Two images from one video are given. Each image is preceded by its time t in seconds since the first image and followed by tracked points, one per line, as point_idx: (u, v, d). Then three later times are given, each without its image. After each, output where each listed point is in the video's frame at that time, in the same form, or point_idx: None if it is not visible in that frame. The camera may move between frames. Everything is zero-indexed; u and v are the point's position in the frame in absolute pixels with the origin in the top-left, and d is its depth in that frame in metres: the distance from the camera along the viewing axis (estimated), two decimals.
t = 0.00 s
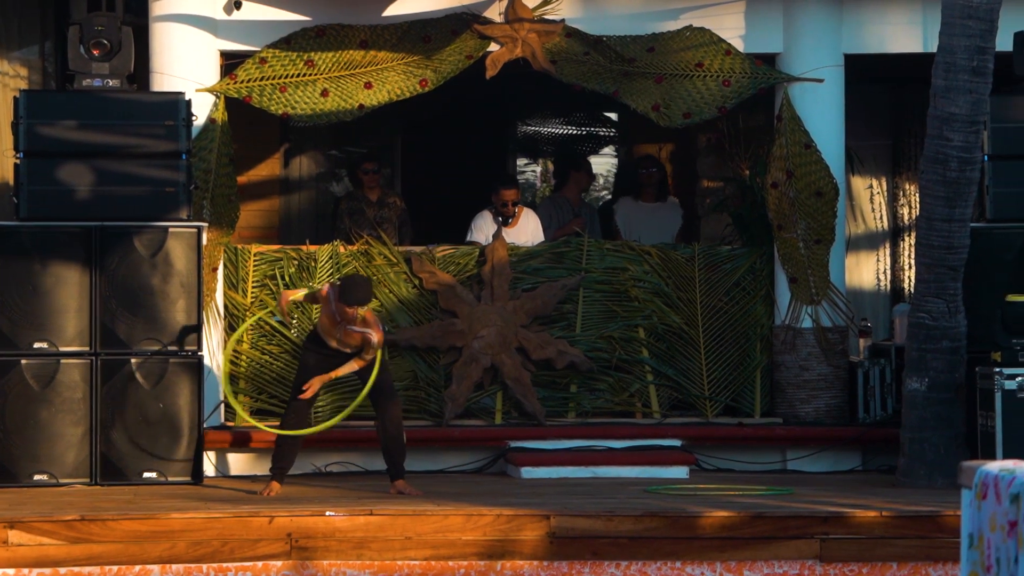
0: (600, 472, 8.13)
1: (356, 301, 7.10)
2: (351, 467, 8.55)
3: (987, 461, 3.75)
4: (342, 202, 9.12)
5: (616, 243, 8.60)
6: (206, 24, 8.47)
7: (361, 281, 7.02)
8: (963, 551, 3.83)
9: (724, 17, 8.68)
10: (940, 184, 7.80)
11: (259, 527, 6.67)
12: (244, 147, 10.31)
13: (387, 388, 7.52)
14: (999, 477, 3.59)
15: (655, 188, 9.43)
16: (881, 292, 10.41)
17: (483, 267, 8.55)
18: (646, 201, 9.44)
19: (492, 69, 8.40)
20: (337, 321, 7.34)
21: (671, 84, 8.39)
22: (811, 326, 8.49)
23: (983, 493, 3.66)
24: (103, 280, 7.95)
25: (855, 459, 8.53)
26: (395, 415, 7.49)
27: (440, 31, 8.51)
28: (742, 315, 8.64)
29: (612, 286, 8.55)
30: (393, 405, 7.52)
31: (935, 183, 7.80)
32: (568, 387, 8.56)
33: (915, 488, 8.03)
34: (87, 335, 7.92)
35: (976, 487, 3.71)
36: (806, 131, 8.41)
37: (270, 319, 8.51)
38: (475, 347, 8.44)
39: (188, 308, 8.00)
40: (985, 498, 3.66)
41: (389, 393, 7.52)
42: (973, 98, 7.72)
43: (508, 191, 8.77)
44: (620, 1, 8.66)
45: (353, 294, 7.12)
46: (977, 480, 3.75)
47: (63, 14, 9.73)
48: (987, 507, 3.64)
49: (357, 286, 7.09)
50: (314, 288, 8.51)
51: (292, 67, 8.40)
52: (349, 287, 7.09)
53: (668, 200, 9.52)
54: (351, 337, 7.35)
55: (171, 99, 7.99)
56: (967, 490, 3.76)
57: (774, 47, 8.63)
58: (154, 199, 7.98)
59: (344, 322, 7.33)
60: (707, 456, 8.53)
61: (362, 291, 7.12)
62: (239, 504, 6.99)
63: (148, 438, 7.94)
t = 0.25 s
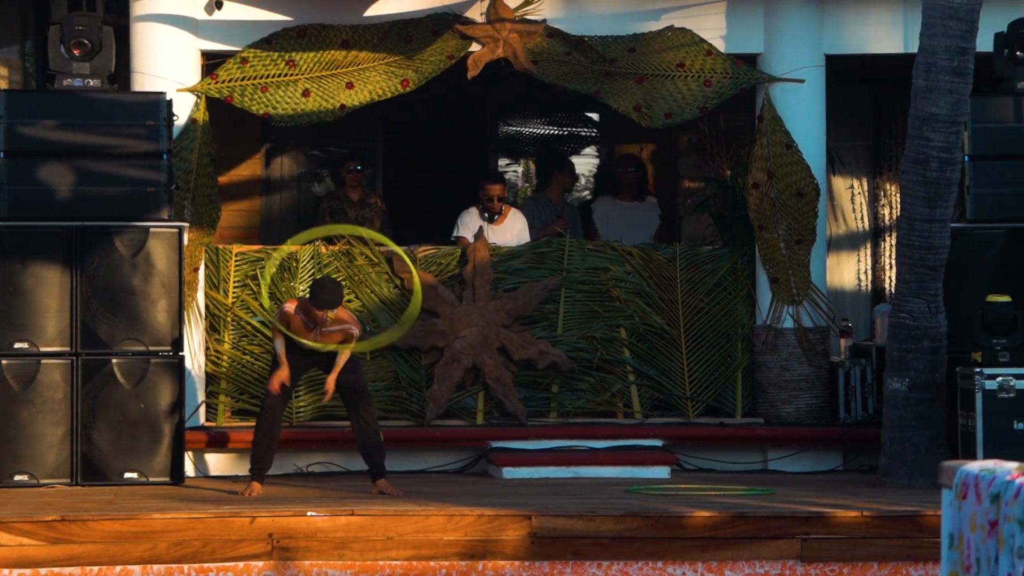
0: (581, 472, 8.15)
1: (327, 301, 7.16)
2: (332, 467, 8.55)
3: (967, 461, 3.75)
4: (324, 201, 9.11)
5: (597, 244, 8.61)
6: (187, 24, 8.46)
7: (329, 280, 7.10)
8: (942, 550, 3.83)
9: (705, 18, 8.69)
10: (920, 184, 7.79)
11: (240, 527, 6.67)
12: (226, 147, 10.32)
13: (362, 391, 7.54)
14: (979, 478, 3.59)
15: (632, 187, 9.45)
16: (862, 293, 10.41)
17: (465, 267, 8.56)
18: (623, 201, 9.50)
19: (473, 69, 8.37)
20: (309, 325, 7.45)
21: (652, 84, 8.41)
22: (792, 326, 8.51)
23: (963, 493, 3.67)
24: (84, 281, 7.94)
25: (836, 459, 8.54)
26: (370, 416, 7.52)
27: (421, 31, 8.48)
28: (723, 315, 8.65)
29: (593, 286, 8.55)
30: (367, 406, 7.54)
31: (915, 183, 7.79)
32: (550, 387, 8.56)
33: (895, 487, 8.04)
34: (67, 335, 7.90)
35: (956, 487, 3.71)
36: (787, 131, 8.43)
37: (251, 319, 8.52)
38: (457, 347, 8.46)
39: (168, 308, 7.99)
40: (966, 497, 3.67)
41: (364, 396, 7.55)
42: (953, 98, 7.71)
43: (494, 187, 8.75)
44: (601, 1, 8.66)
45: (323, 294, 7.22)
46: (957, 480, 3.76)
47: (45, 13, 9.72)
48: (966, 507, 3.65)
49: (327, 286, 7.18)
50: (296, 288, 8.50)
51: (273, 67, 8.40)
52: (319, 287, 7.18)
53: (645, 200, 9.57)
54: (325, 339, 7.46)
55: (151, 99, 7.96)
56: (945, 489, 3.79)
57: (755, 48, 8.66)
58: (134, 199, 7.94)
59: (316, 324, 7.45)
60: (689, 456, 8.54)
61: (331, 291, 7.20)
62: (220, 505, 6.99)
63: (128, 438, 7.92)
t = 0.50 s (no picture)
0: (559, 472, 8.13)
1: (310, 300, 7.08)
2: (309, 467, 8.52)
3: (945, 459, 3.57)
4: (301, 202, 9.11)
5: (574, 244, 8.62)
6: (162, 24, 8.46)
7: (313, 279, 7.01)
8: (918, 550, 3.67)
9: (681, 18, 8.71)
10: (896, 185, 7.77)
11: (216, 527, 6.66)
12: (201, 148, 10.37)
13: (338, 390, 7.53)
14: (956, 476, 3.44)
15: (603, 188, 9.55)
16: (838, 293, 10.46)
17: (441, 268, 8.56)
18: (596, 201, 9.56)
19: (449, 69, 8.31)
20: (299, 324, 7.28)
21: (629, 84, 8.42)
22: (768, 325, 8.53)
23: (938, 492, 3.51)
24: (59, 281, 7.90)
25: (812, 458, 8.55)
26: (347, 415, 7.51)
27: (398, 31, 8.48)
28: (700, 315, 8.66)
29: (570, 286, 8.56)
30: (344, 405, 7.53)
31: (891, 183, 7.77)
32: (527, 387, 8.56)
33: (871, 488, 8.01)
34: (43, 336, 7.87)
35: (932, 486, 3.55)
36: (763, 132, 8.43)
37: (227, 319, 8.50)
38: (434, 347, 8.43)
39: (145, 308, 7.96)
40: (942, 498, 3.50)
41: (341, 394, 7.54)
42: (929, 99, 7.67)
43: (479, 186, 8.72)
44: (578, 2, 8.67)
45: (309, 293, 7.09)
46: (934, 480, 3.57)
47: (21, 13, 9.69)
48: (942, 507, 3.49)
49: (311, 284, 7.07)
50: (272, 288, 8.49)
51: (249, 67, 8.39)
52: (305, 287, 7.04)
53: (618, 200, 9.62)
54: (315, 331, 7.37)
55: (128, 99, 7.91)
56: (922, 490, 3.61)
57: (731, 48, 8.67)
58: (110, 199, 7.90)
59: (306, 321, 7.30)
60: (665, 456, 8.55)
61: (317, 289, 7.10)
62: (195, 506, 6.97)
63: (105, 439, 7.89)
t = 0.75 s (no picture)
0: (553, 486, 8.14)
1: (313, 312, 7.12)
2: (304, 481, 8.51)
3: (936, 476, 4.44)
4: (295, 215, 9.15)
5: (568, 257, 8.63)
6: (156, 37, 8.44)
7: (318, 290, 7.06)
8: (914, 562, 4.51)
9: (676, 31, 8.71)
10: (891, 199, 7.73)
11: (211, 541, 6.66)
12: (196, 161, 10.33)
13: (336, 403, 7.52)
14: (949, 492, 4.25)
15: (599, 201, 9.59)
16: (833, 306, 10.55)
17: (436, 281, 8.55)
18: (591, 213, 9.59)
19: (444, 83, 8.43)
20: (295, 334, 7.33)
21: (622, 98, 8.44)
22: (762, 339, 8.53)
23: (933, 506, 4.33)
24: (54, 295, 7.87)
25: (807, 472, 8.55)
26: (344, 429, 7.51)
27: (392, 44, 8.50)
28: (694, 329, 8.67)
29: (564, 299, 8.57)
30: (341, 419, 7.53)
31: (885, 197, 7.74)
32: (521, 401, 8.56)
33: (865, 502, 7.94)
34: (37, 349, 7.84)
35: (927, 500, 4.38)
36: (757, 145, 8.48)
37: (222, 333, 8.50)
38: (428, 360, 8.44)
39: (139, 322, 7.94)
40: (935, 510, 4.33)
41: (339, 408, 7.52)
42: (922, 113, 7.67)
43: (477, 197, 8.78)
44: (572, 15, 8.66)
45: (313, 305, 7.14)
46: (925, 493, 4.45)
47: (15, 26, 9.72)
48: (937, 521, 4.32)
49: (316, 296, 7.12)
50: (267, 301, 8.49)
51: (244, 80, 8.37)
52: (309, 299, 7.09)
53: (614, 212, 9.64)
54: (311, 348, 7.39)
55: (122, 112, 7.91)
56: (917, 501, 4.47)
57: (725, 61, 8.68)
58: (104, 213, 7.91)
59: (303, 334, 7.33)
60: (660, 469, 8.54)
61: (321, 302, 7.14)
62: (189, 519, 6.95)
63: (99, 452, 7.86)
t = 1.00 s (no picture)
0: (552, 497, 8.11)
1: (303, 323, 7.19)
2: (304, 492, 8.50)
3: (937, 487, 4.39)
4: (296, 226, 9.13)
5: (568, 268, 8.64)
6: (157, 49, 8.45)
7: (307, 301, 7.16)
8: (914, 570, 4.48)
9: (676, 42, 8.72)
10: (890, 210, 7.71)
11: (211, 552, 6.65)
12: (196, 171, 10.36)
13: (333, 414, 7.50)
14: (949, 503, 4.24)
15: (603, 212, 9.54)
16: (833, 316, 10.56)
17: (436, 291, 8.54)
18: (596, 225, 9.56)
19: (444, 94, 8.44)
20: (284, 342, 7.39)
21: (623, 108, 8.44)
22: (762, 349, 8.54)
23: (934, 517, 4.31)
24: (54, 306, 7.87)
25: (808, 483, 8.55)
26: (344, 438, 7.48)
27: (392, 55, 8.50)
28: (694, 339, 8.67)
29: (564, 310, 8.57)
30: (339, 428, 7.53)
31: (884, 208, 7.73)
32: (521, 411, 8.56)
33: (866, 513, 7.94)
34: (38, 360, 7.84)
35: (928, 512, 4.36)
36: (757, 155, 8.50)
37: (222, 344, 8.50)
38: (428, 371, 8.45)
39: (139, 333, 7.92)
40: (936, 521, 4.32)
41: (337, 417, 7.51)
42: (923, 124, 7.64)
43: (478, 208, 8.76)
44: (572, 26, 8.65)
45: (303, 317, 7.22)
46: (926, 504, 4.39)
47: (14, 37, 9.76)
48: (938, 531, 4.29)
49: (306, 308, 7.19)
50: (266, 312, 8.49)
51: (244, 91, 8.39)
52: (298, 310, 7.18)
53: (618, 223, 9.63)
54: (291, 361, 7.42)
55: (121, 123, 7.89)
56: (918, 512, 4.43)
57: (726, 72, 8.68)
58: (104, 224, 7.88)
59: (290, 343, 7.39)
60: (661, 480, 8.55)
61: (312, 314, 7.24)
62: (189, 531, 6.94)
63: (99, 463, 7.84)
